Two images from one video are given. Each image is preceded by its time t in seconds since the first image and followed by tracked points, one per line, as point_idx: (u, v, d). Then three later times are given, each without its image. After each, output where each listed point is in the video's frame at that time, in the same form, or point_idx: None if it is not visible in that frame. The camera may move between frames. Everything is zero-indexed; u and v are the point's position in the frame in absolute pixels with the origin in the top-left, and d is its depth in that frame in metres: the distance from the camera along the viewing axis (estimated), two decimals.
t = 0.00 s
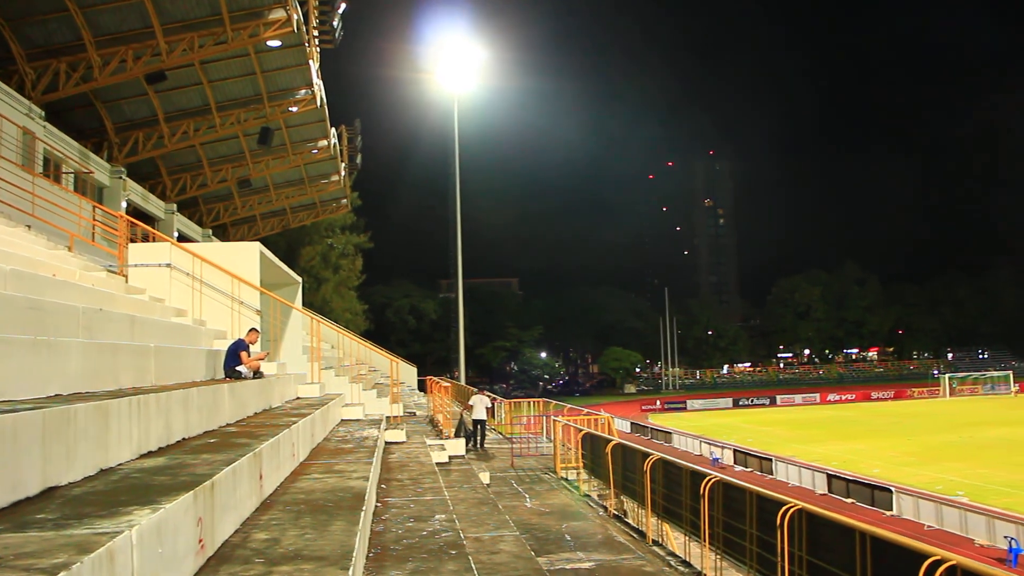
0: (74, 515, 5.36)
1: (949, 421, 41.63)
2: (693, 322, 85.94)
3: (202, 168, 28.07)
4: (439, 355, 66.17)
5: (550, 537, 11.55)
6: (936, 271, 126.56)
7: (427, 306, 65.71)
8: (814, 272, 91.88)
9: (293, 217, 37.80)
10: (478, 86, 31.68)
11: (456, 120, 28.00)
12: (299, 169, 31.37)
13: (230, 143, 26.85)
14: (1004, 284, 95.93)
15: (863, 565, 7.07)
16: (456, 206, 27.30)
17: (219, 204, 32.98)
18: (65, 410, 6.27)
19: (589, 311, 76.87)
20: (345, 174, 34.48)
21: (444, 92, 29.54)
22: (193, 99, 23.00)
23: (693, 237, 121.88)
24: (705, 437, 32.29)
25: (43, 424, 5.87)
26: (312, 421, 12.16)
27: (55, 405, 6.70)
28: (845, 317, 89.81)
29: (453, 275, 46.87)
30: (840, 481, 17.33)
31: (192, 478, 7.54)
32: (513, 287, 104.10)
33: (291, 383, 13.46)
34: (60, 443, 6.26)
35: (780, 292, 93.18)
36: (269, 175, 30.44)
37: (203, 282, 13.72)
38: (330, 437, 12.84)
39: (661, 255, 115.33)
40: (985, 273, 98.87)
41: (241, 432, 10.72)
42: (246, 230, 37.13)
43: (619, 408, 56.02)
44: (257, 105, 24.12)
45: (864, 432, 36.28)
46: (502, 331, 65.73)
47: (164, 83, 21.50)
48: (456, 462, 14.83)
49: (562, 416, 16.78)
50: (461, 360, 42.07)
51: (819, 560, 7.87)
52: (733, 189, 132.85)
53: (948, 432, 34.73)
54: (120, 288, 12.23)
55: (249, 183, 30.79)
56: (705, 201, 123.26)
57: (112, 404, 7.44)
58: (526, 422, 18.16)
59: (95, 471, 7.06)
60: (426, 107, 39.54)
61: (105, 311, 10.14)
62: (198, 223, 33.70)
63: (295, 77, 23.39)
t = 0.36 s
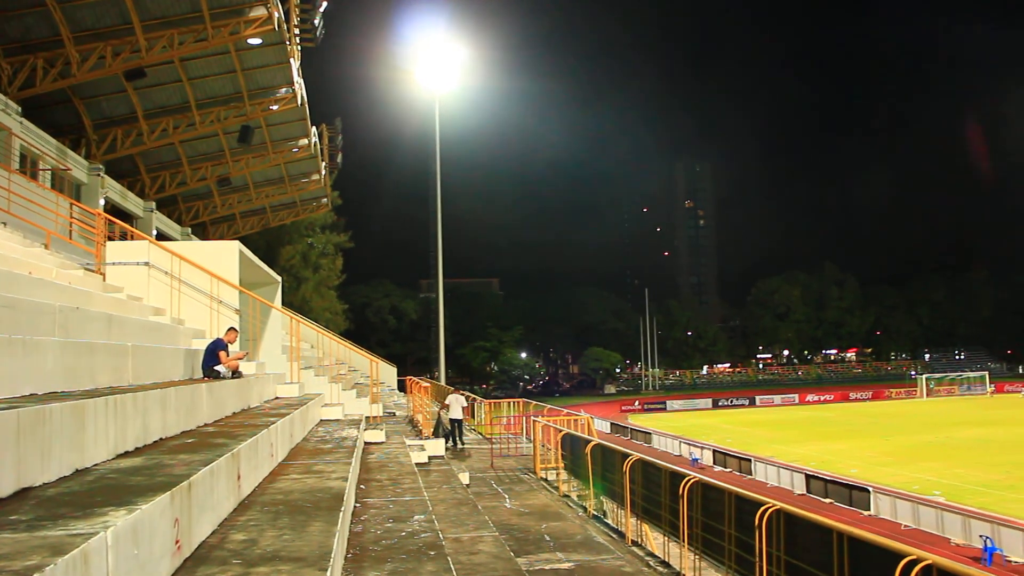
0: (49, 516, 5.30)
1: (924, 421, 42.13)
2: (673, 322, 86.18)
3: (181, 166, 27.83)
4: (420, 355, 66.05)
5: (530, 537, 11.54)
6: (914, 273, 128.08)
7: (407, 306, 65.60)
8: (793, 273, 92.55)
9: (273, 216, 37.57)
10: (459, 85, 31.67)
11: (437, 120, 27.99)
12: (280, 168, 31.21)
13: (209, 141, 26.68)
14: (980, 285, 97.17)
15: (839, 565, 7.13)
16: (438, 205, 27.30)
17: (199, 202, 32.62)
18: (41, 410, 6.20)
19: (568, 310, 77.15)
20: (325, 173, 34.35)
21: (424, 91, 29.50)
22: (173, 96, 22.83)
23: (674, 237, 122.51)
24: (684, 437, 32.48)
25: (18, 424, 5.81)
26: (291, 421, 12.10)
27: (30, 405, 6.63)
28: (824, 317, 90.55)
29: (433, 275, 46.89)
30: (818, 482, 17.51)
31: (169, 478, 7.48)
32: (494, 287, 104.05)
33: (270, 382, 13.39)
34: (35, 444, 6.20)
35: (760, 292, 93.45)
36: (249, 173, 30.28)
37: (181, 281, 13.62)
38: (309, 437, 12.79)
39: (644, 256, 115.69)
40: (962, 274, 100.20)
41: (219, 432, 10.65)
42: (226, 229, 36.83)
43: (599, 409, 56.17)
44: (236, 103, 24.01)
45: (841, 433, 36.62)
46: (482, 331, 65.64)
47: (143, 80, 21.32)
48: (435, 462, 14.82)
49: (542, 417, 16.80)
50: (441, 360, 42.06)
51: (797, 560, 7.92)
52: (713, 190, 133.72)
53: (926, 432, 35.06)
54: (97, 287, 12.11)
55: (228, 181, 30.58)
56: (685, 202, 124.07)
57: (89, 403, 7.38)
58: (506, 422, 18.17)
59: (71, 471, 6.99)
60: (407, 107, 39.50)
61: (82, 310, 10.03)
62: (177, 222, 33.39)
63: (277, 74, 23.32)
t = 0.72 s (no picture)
0: (31, 507, 5.28)
1: (905, 408, 42.59)
2: (657, 312, 86.37)
3: (164, 156, 27.61)
4: (404, 344, 65.96)
5: (514, 525, 11.56)
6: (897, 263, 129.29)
7: (391, 295, 65.47)
8: (776, 263, 92.92)
9: (256, 206, 37.35)
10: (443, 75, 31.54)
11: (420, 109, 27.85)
12: (263, 157, 31.05)
13: (191, 130, 26.49)
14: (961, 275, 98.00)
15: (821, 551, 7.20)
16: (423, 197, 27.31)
17: (181, 192, 32.31)
18: (21, 400, 6.14)
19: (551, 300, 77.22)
20: (308, 162, 34.19)
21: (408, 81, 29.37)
22: (154, 86, 22.66)
23: (658, 227, 122.82)
24: (668, 425, 32.67)
25: None
26: (275, 411, 12.09)
27: (10, 395, 6.58)
28: (806, 307, 91.07)
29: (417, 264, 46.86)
30: (801, 469, 17.67)
31: (152, 468, 7.47)
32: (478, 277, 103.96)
33: (254, 372, 13.34)
34: (16, 433, 6.16)
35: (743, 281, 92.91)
36: (231, 163, 30.09)
37: (164, 270, 13.54)
38: (293, 427, 12.78)
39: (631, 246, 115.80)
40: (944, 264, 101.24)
41: (203, 422, 10.60)
42: (209, 219, 36.55)
43: (583, 397, 56.39)
44: (218, 93, 23.85)
45: (823, 420, 36.93)
46: (466, 320, 65.54)
47: (124, 69, 21.13)
48: (420, 451, 14.83)
49: (526, 406, 16.82)
50: (424, 349, 42.06)
51: (779, 546, 7.99)
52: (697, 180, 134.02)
53: (907, 420, 35.41)
54: (78, 277, 12.01)
55: (211, 171, 30.38)
56: (670, 192, 124.28)
57: (70, 393, 7.33)
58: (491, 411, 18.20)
59: (53, 461, 6.97)
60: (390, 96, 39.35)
61: (64, 301, 9.95)
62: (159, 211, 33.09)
63: (259, 64, 23.18)
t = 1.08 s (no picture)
0: (13, 505, 5.23)
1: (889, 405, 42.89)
2: (644, 308, 86.54)
3: (148, 151, 27.42)
4: (389, 341, 65.86)
5: (500, 522, 11.54)
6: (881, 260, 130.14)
7: (377, 292, 65.33)
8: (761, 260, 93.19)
9: (241, 202, 37.15)
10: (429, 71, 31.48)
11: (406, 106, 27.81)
12: (248, 153, 30.89)
13: (176, 126, 26.36)
14: (945, 271, 98.67)
15: (806, 548, 7.21)
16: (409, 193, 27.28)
17: (166, 187, 32.09)
18: (3, 397, 6.09)
19: (538, 298, 77.21)
20: (294, 158, 34.06)
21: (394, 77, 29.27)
22: (139, 81, 22.52)
23: (644, 224, 123.12)
24: (653, 422, 32.73)
25: None
26: (260, 408, 12.03)
27: None
28: (791, 304, 91.44)
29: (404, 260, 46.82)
30: (786, 466, 17.76)
31: (136, 466, 7.42)
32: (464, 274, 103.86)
33: (239, 369, 13.30)
34: None
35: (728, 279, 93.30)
36: (217, 158, 29.90)
37: (148, 267, 13.44)
38: (278, 424, 12.73)
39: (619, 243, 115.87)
40: (929, 262, 102.03)
41: (187, 419, 10.55)
42: (194, 215, 36.30)
43: (569, 394, 56.50)
44: (203, 87, 23.74)
45: (807, 416, 37.13)
46: (452, 317, 65.46)
47: (108, 63, 20.97)
48: (405, 448, 14.82)
49: (512, 403, 16.81)
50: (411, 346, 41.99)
51: (764, 543, 8.02)
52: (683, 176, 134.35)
53: (890, 416, 35.64)
54: (61, 274, 11.89)
55: (196, 167, 30.21)
56: (656, 188, 124.57)
57: (54, 391, 7.28)
58: (476, 409, 18.21)
59: (35, 459, 6.91)
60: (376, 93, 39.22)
61: (47, 297, 9.85)
62: (144, 207, 32.82)
63: (245, 59, 23.08)
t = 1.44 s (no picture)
0: None
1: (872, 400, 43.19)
2: (630, 304, 86.71)
3: (133, 146, 27.20)
4: (376, 337, 65.77)
5: (486, 518, 11.54)
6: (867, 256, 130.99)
7: (364, 288, 65.19)
8: (747, 256, 93.48)
9: (227, 197, 36.94)
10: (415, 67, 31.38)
11: (392, 101, 27.73)
12: (233, 148, 30.74)
13: (161, 120, 26.18)
14: (930, 267, 99.32)
15: (790, 543, 7.24)
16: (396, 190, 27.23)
17: (151, 182, 31.84)
18: None
19: (524, 294, 77.23)
20: (280, 153, 33.93)
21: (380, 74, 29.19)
22: (123, 74, 22.36)
23: (630, 220, 123.37)
24: (639, 418, 32.86)
25: None
26: (246, 405, 11.99)
27: None
28: (777, 300, 91.79)
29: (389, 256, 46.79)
30: (771, 461, 17.88)
31: (119, 463, 7.37)
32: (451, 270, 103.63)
33: (224, 365, 13.23)
34: None
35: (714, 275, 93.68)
36: (202, 153, 29.71)
37: (133, 262, 13.34)
38: (264, 420, 12.70)
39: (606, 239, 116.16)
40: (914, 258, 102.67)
41: (172, 416, 10.49)
42: (179, 210, 36.03)
43: (556, 390, 56.68)
44: (188, 82, 23.60)
45: (793, 412, 37.37)
46: (438, 313, 65.37)
47: (92, 57, 20.80)
48: (391, 444, 14.80)
49: (499, 399, 16.81)
50: (397, 342, 41.96)
51: (748, 538, 8.04)
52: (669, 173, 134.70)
53: (873, 412, 35.91)
54: (44, 268, 11.76)
55: (181, 162, 30.00)
56: (642, 184, 124.84)
57: (36, 389, 7.20)
58: (462, 405, 18.20)
59: (16, 456, 6.86)
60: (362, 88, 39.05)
61: (30, 292, 9.74)
62: (129, 202, 32.53)
63: (229, 53, 22.97)
